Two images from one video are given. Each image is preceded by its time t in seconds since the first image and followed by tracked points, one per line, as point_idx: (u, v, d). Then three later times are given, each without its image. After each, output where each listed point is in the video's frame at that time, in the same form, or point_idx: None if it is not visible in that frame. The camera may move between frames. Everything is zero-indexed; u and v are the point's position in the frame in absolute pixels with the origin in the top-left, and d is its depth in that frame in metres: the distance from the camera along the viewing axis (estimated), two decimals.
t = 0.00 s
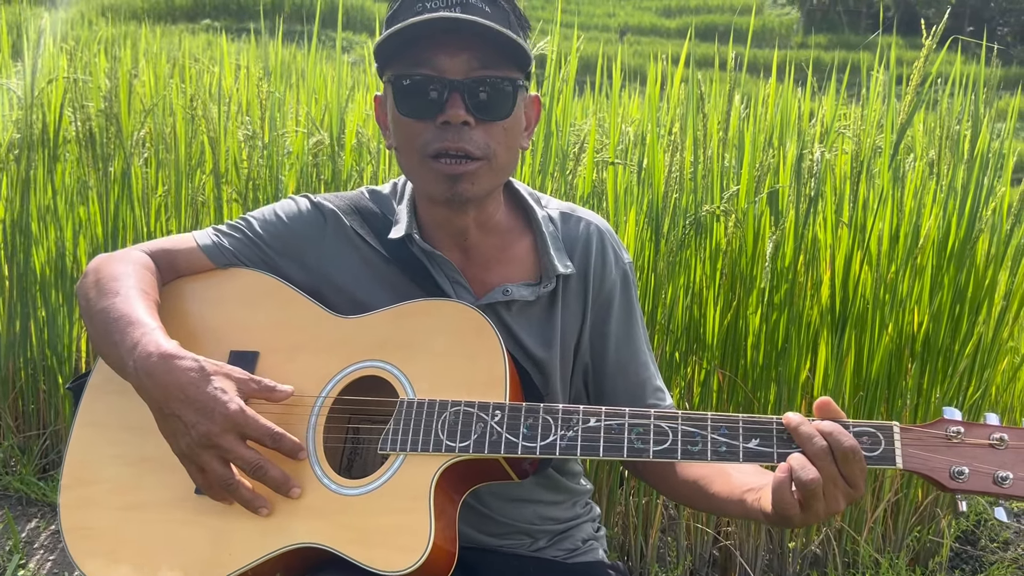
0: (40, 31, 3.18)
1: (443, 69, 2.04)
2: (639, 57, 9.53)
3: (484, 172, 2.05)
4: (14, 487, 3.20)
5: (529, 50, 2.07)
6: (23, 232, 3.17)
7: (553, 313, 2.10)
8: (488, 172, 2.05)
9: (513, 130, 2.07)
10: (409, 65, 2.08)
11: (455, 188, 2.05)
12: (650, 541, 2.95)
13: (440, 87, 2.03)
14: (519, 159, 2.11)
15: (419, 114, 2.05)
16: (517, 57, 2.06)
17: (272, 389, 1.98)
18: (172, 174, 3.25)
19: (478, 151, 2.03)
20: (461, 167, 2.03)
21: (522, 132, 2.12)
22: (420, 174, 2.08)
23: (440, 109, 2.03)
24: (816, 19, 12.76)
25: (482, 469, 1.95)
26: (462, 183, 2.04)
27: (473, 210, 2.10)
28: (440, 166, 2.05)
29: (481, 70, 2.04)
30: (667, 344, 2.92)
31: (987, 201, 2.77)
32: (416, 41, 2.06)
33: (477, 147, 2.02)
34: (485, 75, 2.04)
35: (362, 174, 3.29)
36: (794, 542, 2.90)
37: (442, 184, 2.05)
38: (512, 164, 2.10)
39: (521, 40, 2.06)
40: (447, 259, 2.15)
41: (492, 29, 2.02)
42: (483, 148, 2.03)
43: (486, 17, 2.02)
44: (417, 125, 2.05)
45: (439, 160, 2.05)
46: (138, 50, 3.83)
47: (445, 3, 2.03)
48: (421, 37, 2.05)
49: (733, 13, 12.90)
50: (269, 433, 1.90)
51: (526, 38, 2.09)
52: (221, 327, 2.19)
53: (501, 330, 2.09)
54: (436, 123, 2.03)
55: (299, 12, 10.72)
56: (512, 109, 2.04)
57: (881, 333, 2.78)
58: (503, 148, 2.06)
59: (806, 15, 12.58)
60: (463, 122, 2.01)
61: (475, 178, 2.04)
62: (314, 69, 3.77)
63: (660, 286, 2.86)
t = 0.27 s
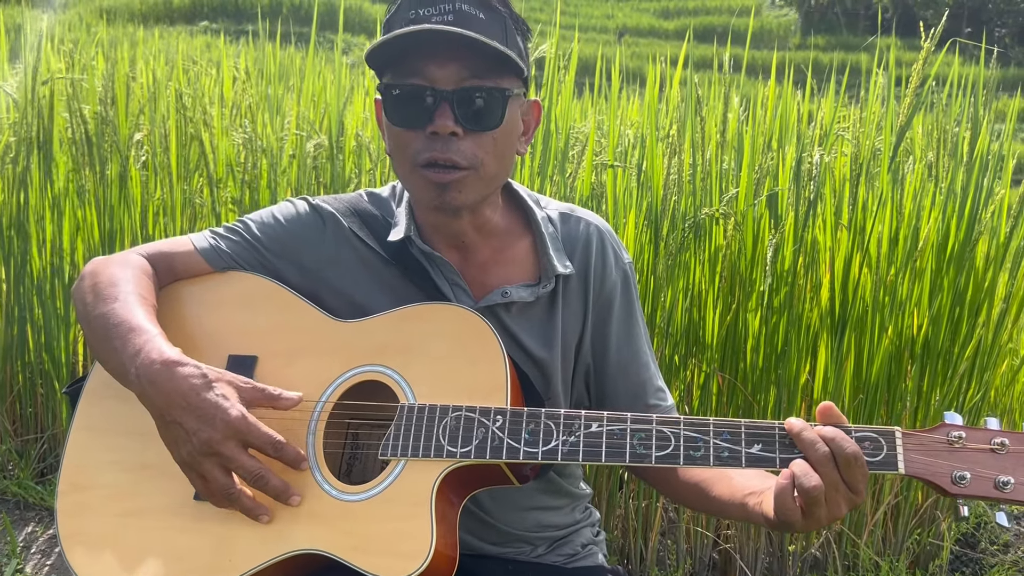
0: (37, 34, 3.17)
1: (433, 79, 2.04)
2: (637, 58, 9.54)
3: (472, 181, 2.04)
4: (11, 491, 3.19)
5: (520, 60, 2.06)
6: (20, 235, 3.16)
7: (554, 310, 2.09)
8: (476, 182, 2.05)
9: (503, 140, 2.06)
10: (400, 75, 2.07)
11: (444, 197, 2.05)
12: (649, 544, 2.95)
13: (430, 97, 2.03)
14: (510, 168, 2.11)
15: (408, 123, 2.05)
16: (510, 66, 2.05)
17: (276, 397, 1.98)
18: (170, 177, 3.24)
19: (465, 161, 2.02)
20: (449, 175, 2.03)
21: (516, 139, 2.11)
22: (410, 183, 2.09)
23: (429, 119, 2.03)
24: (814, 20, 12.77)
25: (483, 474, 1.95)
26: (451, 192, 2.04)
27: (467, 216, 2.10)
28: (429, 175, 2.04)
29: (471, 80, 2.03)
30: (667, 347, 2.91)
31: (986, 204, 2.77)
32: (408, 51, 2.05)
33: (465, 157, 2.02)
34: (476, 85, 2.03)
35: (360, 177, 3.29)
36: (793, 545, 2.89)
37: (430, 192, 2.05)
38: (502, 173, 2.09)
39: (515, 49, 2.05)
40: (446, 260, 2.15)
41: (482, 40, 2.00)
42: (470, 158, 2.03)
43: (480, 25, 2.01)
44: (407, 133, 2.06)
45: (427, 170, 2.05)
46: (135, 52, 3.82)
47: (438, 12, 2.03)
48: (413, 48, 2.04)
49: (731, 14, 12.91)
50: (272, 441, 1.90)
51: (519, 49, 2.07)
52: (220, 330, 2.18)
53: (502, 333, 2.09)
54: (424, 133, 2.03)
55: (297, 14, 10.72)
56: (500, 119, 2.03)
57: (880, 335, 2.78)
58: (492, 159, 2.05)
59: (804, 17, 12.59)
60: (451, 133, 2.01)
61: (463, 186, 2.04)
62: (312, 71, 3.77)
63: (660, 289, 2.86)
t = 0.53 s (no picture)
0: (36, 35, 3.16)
1: (446, 95, 2.03)
2: (636, 60, 9.54)
3: (492, 191, 2.06)
4: (10, 493, 3.19)
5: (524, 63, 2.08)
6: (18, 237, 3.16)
7: (550, 310, 2.09)
8: (495, 191, 2.07)
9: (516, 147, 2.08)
10: (410, 93, 2.05)
11: (466, 210, 2.05)
12: (649, 546, 2.94)
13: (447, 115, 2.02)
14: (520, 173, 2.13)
15: (427, 143, 2.04)
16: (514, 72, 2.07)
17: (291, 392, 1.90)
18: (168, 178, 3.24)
19: (486, 173, 2.03)
20: (472, 189, 2.04)
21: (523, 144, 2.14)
22: (430, 201, 2.08)
23: (447, 137, 2.02)
24: (813, 22, 12.78)
25: (482, 475, 1.94)
26: (473, 205, 2.05)
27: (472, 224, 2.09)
28: (451, 190, 2.05)
29: (482, 93, 2.04)
30: (667, 348, 2.91)
31: (985, 205, 2.77)
32: (413, 68, 2.04)
33: (485, 169, 2.03)
34: (486, 96, 2.04)
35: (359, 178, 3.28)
36: (793, 546, 2.88)
37: (453, 208, 2.06)
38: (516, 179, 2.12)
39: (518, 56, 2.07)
40: (442, 263, 2.14)
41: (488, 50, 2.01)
42: (491, 170, 2.04)
43: (480, 35, 2.02)
44: (425, 153, 2.05)
45: (448, 186, 2.05)
46: (134, 53, 3.81)
47: (438, 24, 2.02)
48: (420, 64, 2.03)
49: (730, 16, 12.92)
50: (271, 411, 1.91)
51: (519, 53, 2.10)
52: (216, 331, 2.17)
53: (499, 332, 2.08)
54: (445, 151, 2.03)
55: (296, 15, 10.72)
56: (515, 126, 2.05)
57: (880, 336, 2.78)
58: (507, 167, 2.07)
59: (802, 19, 12.60)
60: (473, 148, 2.02)
61: (486, 198, 2.05)
62: (311, 72, 3.76)
63: (659, 290, 2.86)
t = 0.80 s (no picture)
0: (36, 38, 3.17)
1: (461, 96, 2.03)
2: (635, 61, 9.54)
3: (510, 189, 2.06)
4: (9, 497, 3.18)
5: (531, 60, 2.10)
6: (18, 241, 3.15)
7: (546, 315, 2.09)
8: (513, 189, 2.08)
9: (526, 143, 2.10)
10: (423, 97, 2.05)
11: (488, 210, 2.05)
12: (648, 549, 2.95)
13: (465, 116, 2.01)
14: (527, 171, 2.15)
15: (448, 144, 2.03)
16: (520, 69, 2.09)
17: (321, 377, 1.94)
18: (168, 182, 3.23)
19: (505, 171, 2.04)
20: (492, 188, 2.04)
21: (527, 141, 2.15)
22: (450, 203, 2.07)
23: (468, 137, 2.01)
24: (812, 23, 12.78)
25: (482, 478, 1.94)
26: (494, 203, 2.05)
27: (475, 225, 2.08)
28: (473, 190, 2.05)
29: (495, 92, 2.05)
30: (666, 352, 2.91)
31: (985, 210, 2.78)
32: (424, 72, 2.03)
33: (505, 167, 2.04)
34: (498, 95, 2.05)
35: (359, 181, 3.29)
36: (793, 549, 2.89)
37: (474, 208, 2.05)
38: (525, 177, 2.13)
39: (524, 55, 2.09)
40: (435, 267, 2.15)
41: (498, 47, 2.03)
42: (508, 167, 2.05)
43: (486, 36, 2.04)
44: (445, 155, 2.04)
45: (469, 186, 2.05)
46: (133, 56, 3.81)
47: (444, 27, 2.03)
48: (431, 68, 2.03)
49: (729, 17, 12.93)
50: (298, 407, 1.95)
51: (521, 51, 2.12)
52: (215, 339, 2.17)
53: (495, 336, 2.08)
54: (467, 151, 2.02)
55: (295, 16, 10.71)
56: (528, 123, 2.07)
57: (879, 340, 2.78)
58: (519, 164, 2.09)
59: (801, 20, 12.62)
60: (494, 146, 2.02)
61: (505, 195, 2.06)
62: (310, 75, 3.76)
63: (659, 294, 2.85)
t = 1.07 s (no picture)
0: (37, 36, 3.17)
1: (492, 71, 2.07)
2: (635, 62, 9.55)
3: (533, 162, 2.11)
4: (8, 495, 3.18)
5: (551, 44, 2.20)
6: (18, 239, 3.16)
7: (550, 305, 2.09)
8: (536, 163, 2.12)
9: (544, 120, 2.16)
10: (456, 73, 2.07)
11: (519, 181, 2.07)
12: (648, 548, 2.95)
13: (500, 88, 2.04)
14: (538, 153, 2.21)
15: (482, 116, 2.04)
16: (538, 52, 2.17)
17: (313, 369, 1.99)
18: (168, 180, 3.24)
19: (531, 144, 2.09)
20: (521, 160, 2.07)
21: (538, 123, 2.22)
22: (482, 174, 2.07)
23: (501, 108, 2.04)
24: (811, 24, 12.80)
25: (481, 476, 1.95)
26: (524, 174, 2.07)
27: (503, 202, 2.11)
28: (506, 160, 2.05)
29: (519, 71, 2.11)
30: (665, 350, 2.91)
31: (984, 208, 2.79)
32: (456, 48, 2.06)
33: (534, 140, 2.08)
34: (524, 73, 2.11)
35: (359, 180, 3.29)
36: (792, 548, 2.90)
37: (506, 180, 2.06)
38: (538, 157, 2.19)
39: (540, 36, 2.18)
40: (442, 257, 2.15)
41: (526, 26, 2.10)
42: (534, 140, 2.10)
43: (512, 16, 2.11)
44: (481, 126, 2.05)
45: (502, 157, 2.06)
46: (133, 56, 3.81)
47: (474, 7, 2.07)
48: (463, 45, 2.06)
49: (728, 18, 12.95)
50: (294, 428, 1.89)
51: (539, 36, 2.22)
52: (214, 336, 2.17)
53: (496, 329, 2.08)
54: (500, 122, 2.04)
55: (294, 17, 10.71)
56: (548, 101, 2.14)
57: (878, 339, 2.79)
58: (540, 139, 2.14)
59: (800, 21, 12.64)
60: (525, 119, 2.06)
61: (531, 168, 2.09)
62: (310, 74, 3.77)
63: (658, 292, 2.86)
